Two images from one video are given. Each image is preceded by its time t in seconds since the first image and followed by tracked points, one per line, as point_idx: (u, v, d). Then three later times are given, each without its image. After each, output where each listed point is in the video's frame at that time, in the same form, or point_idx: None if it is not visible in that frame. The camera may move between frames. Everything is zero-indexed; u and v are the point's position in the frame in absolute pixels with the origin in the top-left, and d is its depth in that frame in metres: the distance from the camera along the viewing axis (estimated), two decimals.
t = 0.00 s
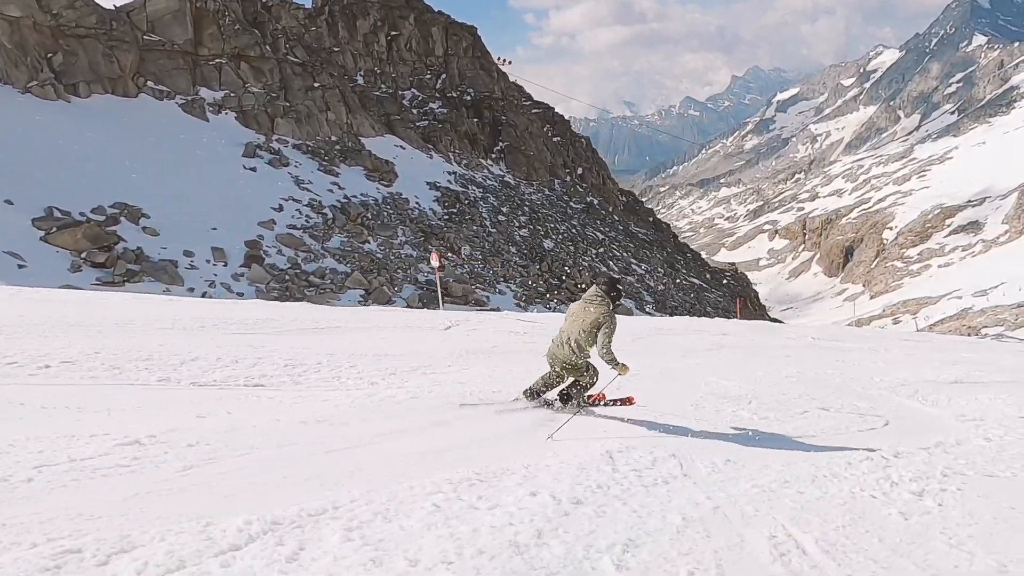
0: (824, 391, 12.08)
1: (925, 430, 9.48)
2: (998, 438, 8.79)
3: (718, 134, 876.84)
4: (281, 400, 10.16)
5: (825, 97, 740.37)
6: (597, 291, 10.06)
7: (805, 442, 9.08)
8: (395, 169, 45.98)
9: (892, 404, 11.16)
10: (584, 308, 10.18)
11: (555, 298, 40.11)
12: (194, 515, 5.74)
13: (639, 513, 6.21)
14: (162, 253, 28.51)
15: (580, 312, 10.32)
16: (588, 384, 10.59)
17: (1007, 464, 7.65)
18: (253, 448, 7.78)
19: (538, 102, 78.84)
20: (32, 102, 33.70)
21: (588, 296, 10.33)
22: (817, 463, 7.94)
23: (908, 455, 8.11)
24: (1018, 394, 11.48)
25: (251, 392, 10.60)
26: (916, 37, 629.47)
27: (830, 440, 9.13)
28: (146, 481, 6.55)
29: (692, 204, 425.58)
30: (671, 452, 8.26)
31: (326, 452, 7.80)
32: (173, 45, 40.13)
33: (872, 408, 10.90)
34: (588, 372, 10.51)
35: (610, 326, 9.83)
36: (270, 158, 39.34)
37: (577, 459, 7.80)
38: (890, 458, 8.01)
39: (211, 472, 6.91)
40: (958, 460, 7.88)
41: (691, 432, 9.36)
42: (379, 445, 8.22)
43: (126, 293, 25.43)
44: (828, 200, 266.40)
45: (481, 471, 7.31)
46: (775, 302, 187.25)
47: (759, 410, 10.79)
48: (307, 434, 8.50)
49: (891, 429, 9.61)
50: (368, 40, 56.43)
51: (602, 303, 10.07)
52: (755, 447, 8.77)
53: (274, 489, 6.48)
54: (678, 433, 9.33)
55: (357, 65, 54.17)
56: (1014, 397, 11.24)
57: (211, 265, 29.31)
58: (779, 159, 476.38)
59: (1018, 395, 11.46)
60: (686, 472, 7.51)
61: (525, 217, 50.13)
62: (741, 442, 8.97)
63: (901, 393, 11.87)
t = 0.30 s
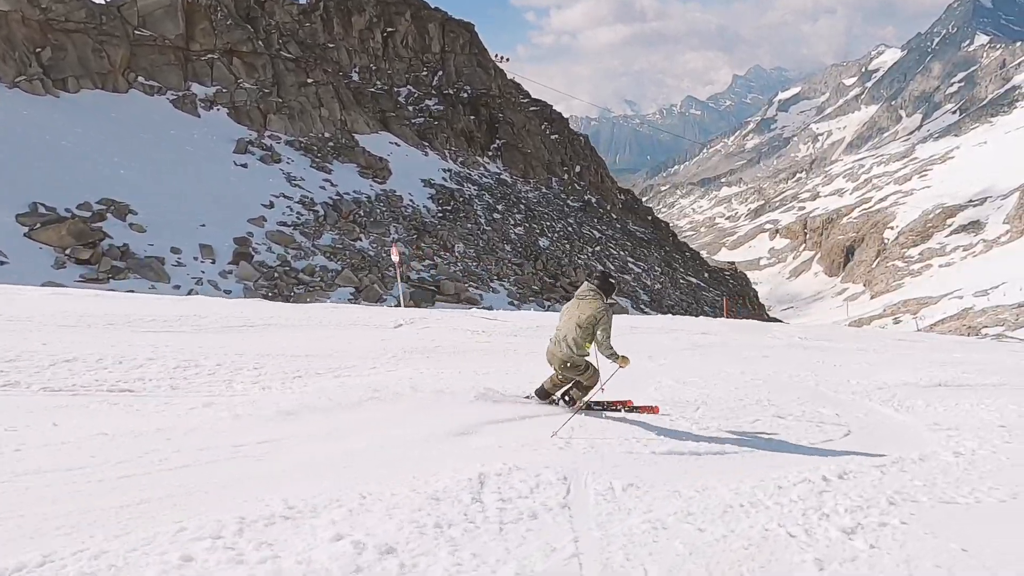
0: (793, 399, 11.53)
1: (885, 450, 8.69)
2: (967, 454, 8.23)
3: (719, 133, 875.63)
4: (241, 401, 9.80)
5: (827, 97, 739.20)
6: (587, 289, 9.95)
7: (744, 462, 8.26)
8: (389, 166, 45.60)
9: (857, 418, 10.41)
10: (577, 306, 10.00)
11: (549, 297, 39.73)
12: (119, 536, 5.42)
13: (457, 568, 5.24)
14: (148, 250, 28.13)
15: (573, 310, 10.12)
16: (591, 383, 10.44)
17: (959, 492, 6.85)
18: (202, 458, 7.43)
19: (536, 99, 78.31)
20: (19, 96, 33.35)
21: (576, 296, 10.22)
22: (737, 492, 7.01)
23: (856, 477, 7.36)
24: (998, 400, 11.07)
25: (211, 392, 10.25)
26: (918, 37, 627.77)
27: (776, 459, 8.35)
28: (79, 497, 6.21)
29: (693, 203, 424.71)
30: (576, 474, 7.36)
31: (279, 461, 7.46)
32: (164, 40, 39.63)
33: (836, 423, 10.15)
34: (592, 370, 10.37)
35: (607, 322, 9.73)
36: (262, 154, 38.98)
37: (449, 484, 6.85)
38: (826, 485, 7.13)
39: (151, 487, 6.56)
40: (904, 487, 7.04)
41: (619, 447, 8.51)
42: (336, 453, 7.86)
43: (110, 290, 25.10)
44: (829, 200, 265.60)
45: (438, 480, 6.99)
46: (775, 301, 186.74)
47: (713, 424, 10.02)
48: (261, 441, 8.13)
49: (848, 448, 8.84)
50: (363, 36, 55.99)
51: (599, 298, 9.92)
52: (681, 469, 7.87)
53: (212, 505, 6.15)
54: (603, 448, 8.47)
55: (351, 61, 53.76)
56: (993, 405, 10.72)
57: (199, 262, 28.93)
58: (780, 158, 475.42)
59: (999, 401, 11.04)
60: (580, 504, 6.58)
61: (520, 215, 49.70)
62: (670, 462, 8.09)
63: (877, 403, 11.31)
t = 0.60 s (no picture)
0: (741, 415, 10.78)
1: (810, 476, 7.86)
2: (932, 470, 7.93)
3: (722, 133, 873.98)
4: (197, 403, 9.43)
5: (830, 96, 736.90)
6: (587, 274, 9.72)
7: (644, 487, 7.37)
8: (384, 163, 45.23)
9: (798, 441, 9.58)
10: (579, 293, 9.70)
11: (543, 296, 39.33)
12: (22, 556, 5.03)
13: None
14: (134, 246, 27.79)
15: (574, 299, 9.81)
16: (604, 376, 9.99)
17: (876, 527, 6.13)
18: (136, 470, 7.02)
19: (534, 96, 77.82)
20: (8, 89, 33.01)
21: (576, 286, 9.97)
22: (600, 530, 6.07)
23: (762, 508, 6.60)
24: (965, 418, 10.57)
25: (170, 393, 9.90)
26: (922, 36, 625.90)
27: (680, 485, 7.47)
28: None
29: (694, 202, 423.52)
30: (417, 506, 6.39)
31: (221, 470, 7.05)
32: (155, 34, 39.37)
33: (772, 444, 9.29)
34: (604, 362, 9.94)
35: (616, 300, 9.45)
36: (254, 149, 38.60)
37: (234, 523, 5.76)
38: (718, 520, 6.30)
39: (76, 498, 6.19)
40: (812, 520, 6.28)
41: (499, 470, 7.57)
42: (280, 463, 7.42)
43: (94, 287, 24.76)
44: (831, 200, 264.57)
45: (397, 491, 6.68)
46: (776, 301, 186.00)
47: (630, 441, 9.08)
48: (205, 449, 7.72)
49: (770, 473, 7.98)
50: (359, 31, 55.58)
51: (601, 282, 9.64)
52: (562, 496, 6.97)
53: (131, 523, 5.74)
54: (479, 471, 7.51)
55: (347, 57, 53.34)
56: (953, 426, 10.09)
57: (186, 258, 28.58)
58: (782, 158, 474.09)
59: (966, 419, 10.47)
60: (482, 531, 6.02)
61: (516, 213, 49.24)
62: (554, 489, 7.17)
63: (828, 423, 10.57)
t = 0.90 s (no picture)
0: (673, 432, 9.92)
1: (703, 506, 6.93)
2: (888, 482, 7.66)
3: (724, 133, 872.61)
4: (151, 409, 9.12)
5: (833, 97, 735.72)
6: (591, 264, 9.42)
7: (494, 517, 6.42)
8: (378, 160, 44.92)
9: (718, 459, 8.69)
10: (585, 285, 9.33)
11: (537, 294, 39.01)
12: None
13: None
14: (121, 241, 27.50)
15: (579, 292, 9.41)
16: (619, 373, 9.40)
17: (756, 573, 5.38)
18: (73, 475, 6.69)
19: (533, 94, 77.37)
20: None
21: (579, 280, 9.62)
22: None
23: (624, 547, 5.80)
24: (920, 438, 9.70)
25: (126, 397, 9.60)
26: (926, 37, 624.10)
27: (542, 516, 6.52)
28: None
29: (696, 202, 422.69)
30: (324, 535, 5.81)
31: (167, 479, 6.77)
32: (148, 28, 38.92)
33: (684, 463, 8.38)
34: (619, 357, 9.40)
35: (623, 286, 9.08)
36: (246, 145, 38.29)
37: None
38: (555, 565, 5.45)
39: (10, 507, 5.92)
40: (679, 564, 5.50)
41: (318, 495, 6.55)
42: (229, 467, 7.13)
43: (78, 283, 24.50)
44: (833, 200, 263.66)
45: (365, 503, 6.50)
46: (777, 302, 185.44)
47: (518, 457, 8.15)
48: (153, 456, 7.39)
49: (660, 500, 7.06)
50: (356, 28, 55.22)
51: (608, 270, 9.31)
52: (375, 529, 5.98)
53: (44, 534, 5.40)
54: (289, 498, 6.47)
55: (343, 53, 52.99)
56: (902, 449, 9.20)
57: (174, 255, 28.29)
58: (784, 158, 472.87)
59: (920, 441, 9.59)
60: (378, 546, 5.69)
61: (512, 211, 48.87)
62: (379, 519, 6.20)
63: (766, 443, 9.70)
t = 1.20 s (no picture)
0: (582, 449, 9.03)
1: (551, 536, 5.84)
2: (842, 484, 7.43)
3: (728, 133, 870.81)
4: (107, 412, 8.90)
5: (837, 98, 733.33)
6: (595, 271, 9.22)
7: (273, 553, 5.34)
8: (374, 158, 44.67)
9: (606, 478, 7.70)
10: (592, 292, 9.07)
11: (531, 294, 38.64)
12: None
13: None
14: (109, 238, 27.27)
15: (587, 301, 9.14)
16: (632, 383, 9.07)
17: None
18: (7, 479, 6.47)
19: (533, 93, 77.04)
20: None
21: (583, 289, 9.37)
22: None
23: None
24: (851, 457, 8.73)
25: (84, 401, 9.35)
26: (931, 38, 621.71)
27: (340, 550, 5.45)
28: None
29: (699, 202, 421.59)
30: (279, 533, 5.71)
31: (103, 484, 6.52)
32: (141, 25, 38.68)
33: (565, 483, 7.40)
34: (630, 367, 9.09)
35: (631, 291, 8.93)
36: (240, 143, 38.06)
37: None
38: None
39: None
40: None
41: (203, 506, 6.14)
42: (175, 476, 6.90)
43: (62, 281, 24.32)
44: (837, 201, 262.65)
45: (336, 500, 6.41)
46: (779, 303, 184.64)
47: (363, 474, 7.22)
48: (98, 460, 7.16)
49: (502, 530, 5.99)
50: (353, 25, 54.96)
51: (614, 277, 9.14)
52: (94, 570, 4.86)
53: None
54: (167, 507, 6.06)
55: (339, 51, 52.74)
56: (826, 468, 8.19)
57: (162, 251, 28.04)
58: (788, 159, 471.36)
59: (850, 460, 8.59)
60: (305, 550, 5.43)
61: (509, 210, 48.53)
62: (109, 556, 5.12)
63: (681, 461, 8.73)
